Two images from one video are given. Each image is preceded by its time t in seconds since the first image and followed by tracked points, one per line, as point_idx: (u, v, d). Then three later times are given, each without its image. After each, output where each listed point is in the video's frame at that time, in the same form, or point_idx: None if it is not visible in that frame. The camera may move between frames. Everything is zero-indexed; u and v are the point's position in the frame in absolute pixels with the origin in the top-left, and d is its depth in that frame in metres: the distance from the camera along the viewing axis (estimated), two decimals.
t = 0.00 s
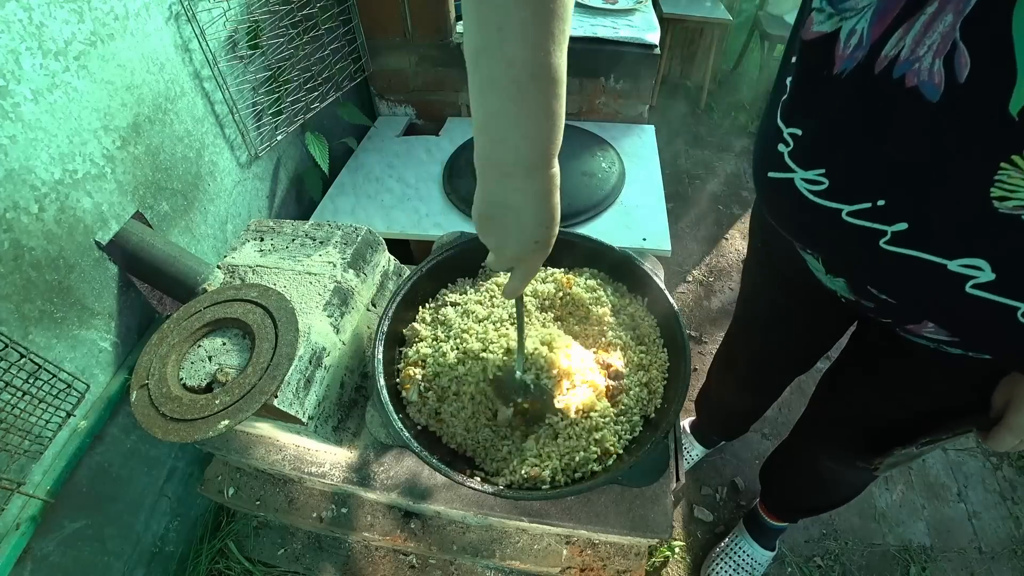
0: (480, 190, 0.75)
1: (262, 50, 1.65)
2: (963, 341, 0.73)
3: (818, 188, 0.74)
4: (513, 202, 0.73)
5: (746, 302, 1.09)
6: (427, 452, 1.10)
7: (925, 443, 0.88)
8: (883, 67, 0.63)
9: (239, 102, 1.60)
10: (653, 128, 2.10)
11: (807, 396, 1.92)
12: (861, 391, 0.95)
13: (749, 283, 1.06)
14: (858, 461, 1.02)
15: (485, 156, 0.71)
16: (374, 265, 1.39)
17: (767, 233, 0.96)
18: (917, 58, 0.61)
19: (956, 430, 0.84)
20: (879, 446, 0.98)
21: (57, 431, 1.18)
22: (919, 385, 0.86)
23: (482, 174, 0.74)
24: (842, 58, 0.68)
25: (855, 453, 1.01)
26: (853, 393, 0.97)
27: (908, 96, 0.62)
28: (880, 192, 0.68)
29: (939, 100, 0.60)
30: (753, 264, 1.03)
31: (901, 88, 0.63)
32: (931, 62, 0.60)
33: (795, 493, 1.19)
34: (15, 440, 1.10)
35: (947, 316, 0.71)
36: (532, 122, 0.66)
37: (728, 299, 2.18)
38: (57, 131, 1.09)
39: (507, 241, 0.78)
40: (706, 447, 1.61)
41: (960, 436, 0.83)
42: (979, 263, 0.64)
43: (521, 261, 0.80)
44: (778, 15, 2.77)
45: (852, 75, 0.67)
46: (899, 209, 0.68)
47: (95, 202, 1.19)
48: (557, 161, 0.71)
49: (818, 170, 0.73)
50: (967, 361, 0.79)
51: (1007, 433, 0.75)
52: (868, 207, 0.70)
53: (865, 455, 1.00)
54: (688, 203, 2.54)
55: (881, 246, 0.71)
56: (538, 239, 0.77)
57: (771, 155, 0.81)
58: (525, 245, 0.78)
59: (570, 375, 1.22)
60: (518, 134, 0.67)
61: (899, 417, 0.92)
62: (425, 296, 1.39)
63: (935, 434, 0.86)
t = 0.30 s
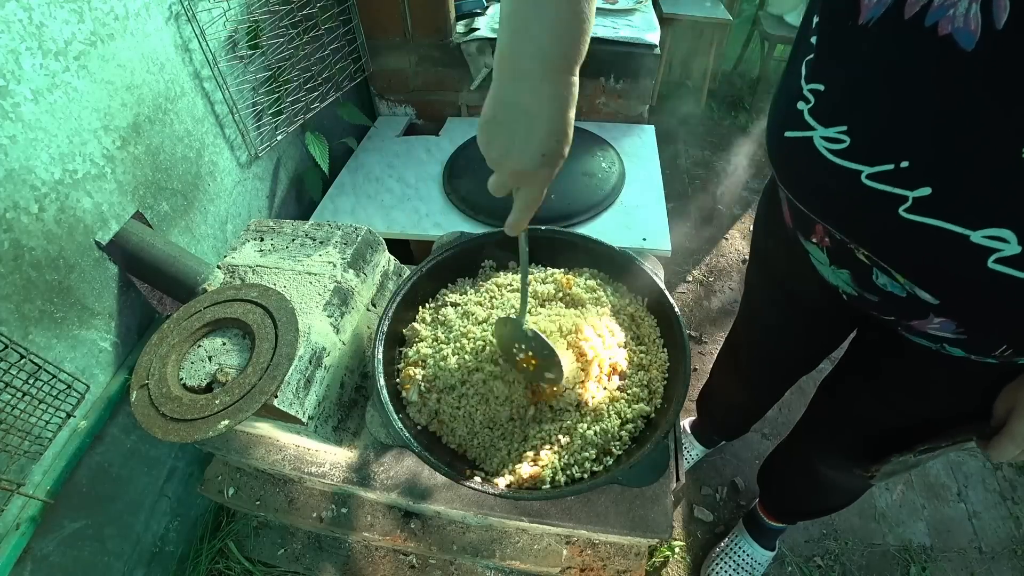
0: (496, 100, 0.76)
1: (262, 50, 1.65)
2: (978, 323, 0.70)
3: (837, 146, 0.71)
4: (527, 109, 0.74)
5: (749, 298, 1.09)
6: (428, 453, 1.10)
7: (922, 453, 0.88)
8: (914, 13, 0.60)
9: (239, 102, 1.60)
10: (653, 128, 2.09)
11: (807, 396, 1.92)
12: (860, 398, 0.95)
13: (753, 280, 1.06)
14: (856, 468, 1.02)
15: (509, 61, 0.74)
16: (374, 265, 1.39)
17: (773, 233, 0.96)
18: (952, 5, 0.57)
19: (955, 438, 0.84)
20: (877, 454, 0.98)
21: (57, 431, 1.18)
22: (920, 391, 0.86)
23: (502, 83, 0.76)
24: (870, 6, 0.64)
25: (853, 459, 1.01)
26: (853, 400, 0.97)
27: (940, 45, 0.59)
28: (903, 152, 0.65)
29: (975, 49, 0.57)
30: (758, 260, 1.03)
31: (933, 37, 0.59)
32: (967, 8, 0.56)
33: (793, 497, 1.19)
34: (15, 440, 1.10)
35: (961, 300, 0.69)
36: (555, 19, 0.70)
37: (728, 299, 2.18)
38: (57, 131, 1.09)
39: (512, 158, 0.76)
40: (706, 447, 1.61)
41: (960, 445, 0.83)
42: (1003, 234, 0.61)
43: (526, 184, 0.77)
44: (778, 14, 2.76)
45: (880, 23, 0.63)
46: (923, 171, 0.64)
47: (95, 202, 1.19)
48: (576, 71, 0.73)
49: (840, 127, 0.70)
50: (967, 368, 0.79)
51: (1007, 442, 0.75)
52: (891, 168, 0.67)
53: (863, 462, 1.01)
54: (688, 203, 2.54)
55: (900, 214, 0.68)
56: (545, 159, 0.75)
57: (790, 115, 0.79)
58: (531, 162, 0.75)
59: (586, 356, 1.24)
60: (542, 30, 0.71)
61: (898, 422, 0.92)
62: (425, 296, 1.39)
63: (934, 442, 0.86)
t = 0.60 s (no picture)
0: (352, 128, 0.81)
1: (262, 50, 1.65)
2: (956, 310, 0.69)
3: (803, 139, 0.71)
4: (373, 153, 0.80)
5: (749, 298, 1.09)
6: (428, 452, 1.10)
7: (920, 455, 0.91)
8: (869, 12, 0.60)
9: (239, 102, 1.60)
10: (653, 128, 2.08)
11: (807, 396, 1.92)
12: (859, 400, 0.95)
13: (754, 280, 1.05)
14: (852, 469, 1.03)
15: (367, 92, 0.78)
16: (374, 265, 1.39)
17: (773, 233, 0.97)
18: (903, 4, 0.58)
19: (953, 442, 0.87)
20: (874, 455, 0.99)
21: (58, 432, 1.18)
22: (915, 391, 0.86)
23: (360, 106, 0.79)
24: (830, 6, 0.64)
25: (847, 460, 1.02)
26: (852, 402, 0.97)
27: (892, 41, 0.59)
28: (865, 142, 0.65)
29: (923, 46, 0.57)
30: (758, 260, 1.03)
31: (885, 33, 0.60)
32: (916, 7, 0.57)
33: (791, 497, 1.19)
34: (15, 441, 1.10)
35: (933, 290, 0.69)
36: (416, 77, 0.74)
37: (728, 299, 2.18)
38: (57, 131, 1.09)
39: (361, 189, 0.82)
40: (706, 447, 1.61)
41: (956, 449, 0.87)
42: (963, 217, 0.61)
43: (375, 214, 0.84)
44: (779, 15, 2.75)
45: (839, 23, 0.64)
46: (885, 160, 0.64)
47: (96, 202, 1.19)
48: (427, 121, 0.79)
49: (805, 119, 0.70)
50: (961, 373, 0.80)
51: (1005, 446, 0.77)
52: (854, 157, 0.67)
53: (860, 464, 1.01)
54: (688, 203, 2.54)
55: (866, 201, 0.68)
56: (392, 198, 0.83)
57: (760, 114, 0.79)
58: (377, 198, 0.83)
59: (586, 359, 1.22)
60: (402, 81, 0.74)
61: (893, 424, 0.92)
62: (425, 296, 1.39)
63: (931, 445, 0.90)
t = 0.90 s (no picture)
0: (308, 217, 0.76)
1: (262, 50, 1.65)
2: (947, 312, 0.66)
3: (766, 185, 0.74)
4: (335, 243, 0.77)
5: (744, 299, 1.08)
6: (428, 452, 1.10)
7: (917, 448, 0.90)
8: (812, 75, 0.64)
9: (239, 102, 1.60)
10: (653, 128, 2.09)
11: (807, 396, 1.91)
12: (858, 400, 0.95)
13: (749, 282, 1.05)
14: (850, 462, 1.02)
15: (324, 179, 0.72)
16: (374, 265, 1.39)
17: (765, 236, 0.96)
18: (840, 66, 0.62)
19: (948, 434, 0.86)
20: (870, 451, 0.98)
21: (57, 431, 1.19)
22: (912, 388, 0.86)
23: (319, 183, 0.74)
24: (780, 66, 0.68)
25: (846, 455, 1.01)
26: (851, 401, 0.96)
27: (834, 99, 0.63)
28: (821, 187, 0.68)
29: (861, 103, 0.61)
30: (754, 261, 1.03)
31: (827, 92, 0.64)
32: (851, 69, 0.61)
33: (792, 497, 1.19)
34: (15, 440, 1.10)
35: (901, 312, 0.71)
36: (385, 167, 0.70)
37: (728, 299, 2.18)
38: (58, 131, 1.09)
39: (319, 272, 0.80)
40: (706, 446, 1.61)
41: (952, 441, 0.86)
42: (914, 254, 0.65)
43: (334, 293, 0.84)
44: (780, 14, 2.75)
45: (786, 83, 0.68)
46: (840, 204, 0.68)
47: (96, 202, 1.19)
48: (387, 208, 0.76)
49: (766, 167, 0.73)
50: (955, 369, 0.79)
51: (997, 438, 0.76)
52: (813, 202, 0.70)
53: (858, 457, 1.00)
54: (688, 203, 2.54)
55: (828, 240, 0.71)
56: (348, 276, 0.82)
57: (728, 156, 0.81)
58: (330, 268, 0.80)
59: (586, 360, 1.22)
60: (367, 171, 0.70)
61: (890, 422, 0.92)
62: (425, 296, 1.39)
63: (927, 439, 0.89)
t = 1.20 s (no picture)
0: (281, 271, 0.82)
1: (262, 50, 1.65)
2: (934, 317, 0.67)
3: (729, 229, 0.79)
4: (310, 292, 0.83)
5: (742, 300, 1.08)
6: (428, 452, 1.10)
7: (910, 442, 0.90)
8: (753, 143, 0.69)
9: (239, 102, 1.60)
10: (653, 128, 2.09)
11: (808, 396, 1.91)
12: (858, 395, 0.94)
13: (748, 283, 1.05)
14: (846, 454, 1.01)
15: (287, 243, 0.79)
16: (374, 265, 1.39)
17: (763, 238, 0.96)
18: (775, 136, 0.67)
19: (943, 429, 0.86)
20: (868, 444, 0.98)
21: (57, 431, 1.19)
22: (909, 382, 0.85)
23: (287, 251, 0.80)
24: (729, 132, 0.72)
25: (845, 450, 1.01)
26: (850, 399, 0.96)
27: (774, 162, 0.68)
28: (773, 231, 0.74)
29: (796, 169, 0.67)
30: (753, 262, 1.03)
31: (768, 156, 0.69)
32: (785, 140, 0.66)
33: (793, 496, 1.19)
34: (15, 439, 1.11)
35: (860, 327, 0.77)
36: (337, 235, 0.77)
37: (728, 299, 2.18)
38: (57, 131, 1.09)
39: (307, 318, 0.86)
40: (706, 447, 1.61)
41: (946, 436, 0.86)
42: (858, 287, 0.71)
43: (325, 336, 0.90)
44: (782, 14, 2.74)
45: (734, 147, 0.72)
46: (792, 245, 0.73)
47: (95, 202, 1.19)
48: (349, 259, 0.83)
49: (727, 212, 0.78)
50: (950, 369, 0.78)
51: (990, 432, 0.79)
52: (768, 243, 0.75)
53: (854, 448, 1.00)
54: (688, 203, 2.54)
55: (787, 273, 0.77)
56: (333, 319, 0.88)
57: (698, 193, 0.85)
58: (304, 320, 0.87)
59: (587, 360, 1.22)
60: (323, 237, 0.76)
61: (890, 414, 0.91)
62: (425, 296, 1.39)
63: (923, 433, 0.88)
